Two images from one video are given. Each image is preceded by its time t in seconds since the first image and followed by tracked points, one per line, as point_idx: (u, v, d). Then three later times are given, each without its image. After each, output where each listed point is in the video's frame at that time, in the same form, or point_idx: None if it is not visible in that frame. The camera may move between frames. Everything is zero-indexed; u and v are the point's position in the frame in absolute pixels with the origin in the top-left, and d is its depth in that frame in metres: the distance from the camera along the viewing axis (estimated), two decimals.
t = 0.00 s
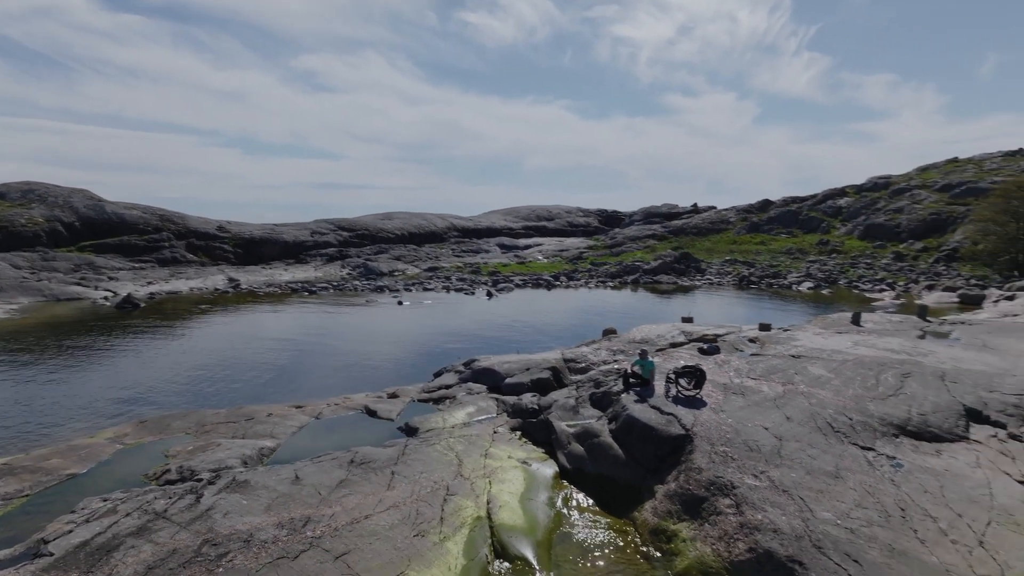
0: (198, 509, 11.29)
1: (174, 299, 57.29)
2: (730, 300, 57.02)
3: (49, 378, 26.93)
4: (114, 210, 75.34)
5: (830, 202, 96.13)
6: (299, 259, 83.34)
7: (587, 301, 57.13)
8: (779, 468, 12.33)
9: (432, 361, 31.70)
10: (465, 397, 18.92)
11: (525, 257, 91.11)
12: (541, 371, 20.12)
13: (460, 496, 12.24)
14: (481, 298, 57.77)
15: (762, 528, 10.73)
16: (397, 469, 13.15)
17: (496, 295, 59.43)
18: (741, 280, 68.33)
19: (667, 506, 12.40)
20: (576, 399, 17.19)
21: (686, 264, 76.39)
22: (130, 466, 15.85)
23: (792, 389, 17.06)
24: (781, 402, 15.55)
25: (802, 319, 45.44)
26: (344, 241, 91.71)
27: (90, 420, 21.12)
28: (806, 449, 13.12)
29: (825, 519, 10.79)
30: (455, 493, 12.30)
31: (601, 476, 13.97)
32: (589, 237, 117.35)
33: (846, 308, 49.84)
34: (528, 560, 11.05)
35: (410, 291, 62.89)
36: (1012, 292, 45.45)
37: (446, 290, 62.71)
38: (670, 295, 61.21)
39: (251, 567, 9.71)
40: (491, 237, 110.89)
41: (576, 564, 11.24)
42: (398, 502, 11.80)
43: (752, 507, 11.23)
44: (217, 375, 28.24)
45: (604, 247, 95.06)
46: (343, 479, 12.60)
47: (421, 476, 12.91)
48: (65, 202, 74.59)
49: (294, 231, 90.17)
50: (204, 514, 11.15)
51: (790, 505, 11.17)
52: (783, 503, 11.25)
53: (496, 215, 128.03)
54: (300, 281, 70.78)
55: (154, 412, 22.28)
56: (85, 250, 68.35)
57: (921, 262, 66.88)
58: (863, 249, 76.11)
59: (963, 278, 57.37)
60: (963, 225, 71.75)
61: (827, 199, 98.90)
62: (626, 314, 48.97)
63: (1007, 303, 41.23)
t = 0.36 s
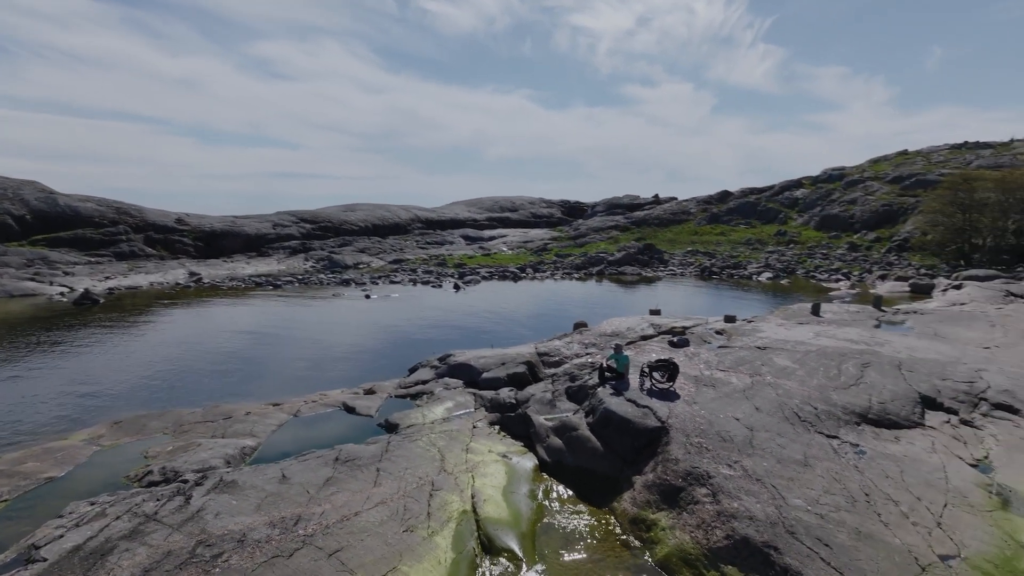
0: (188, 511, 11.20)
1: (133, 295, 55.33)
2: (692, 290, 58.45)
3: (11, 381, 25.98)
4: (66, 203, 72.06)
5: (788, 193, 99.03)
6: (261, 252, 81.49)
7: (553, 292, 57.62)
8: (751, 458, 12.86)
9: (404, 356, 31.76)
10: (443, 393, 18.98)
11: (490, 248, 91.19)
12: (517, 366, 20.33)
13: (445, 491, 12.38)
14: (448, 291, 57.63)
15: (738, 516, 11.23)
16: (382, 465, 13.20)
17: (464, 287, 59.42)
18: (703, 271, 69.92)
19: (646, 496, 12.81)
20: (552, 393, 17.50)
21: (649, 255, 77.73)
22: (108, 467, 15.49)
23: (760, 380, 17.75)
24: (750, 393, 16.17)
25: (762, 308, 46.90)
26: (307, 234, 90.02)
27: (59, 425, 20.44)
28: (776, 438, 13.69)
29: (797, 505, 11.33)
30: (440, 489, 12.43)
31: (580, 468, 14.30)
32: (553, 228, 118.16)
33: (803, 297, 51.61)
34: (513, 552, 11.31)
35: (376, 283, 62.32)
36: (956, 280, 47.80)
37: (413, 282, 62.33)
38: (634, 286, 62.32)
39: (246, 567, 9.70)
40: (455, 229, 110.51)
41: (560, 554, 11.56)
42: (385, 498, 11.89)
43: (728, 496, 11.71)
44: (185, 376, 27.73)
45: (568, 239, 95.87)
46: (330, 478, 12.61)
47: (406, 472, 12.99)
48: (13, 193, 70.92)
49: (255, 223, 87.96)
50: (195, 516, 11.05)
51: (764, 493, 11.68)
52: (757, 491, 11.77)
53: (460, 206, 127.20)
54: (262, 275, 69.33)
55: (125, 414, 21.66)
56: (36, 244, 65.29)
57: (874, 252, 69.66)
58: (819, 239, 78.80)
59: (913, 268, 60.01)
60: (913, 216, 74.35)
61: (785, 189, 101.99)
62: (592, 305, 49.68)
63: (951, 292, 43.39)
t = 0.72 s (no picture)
0: (190, 512, 11.15)
1: (105, 290, 54.01)
2: (667, 282, 59.28)
3: None
4: (33, 196, 69.79)
5: (761, 186, 100.68)
6: (235, 246, 80.15)
7: (530, 285, 57.90)
8: (737, 451, 13.21)
9: (386, 351, 31.69)
10: (432, 390, 19.05)
11: (466, 240, 91.12)
12: (504, 362, 20.49)
13: (440, 488, 12.50)
14: (427, 284, 57.44)
15: (727, 508, 11.55)
16: (377, 463, 13.26)
17: (443, 280, 59.33)
18: (679, 263, 70.85)
19: (636, 490, 13.09)
20: (540, 389, 17.70)
21: (626, 248, 78.43)
22: (100, 468, 15.29)
23: (742, 374, 18.19)
24: (733, 388, 16.57)
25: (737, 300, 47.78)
26: (283, 227, 88.77)
27: (42, 427, 20.02)
28: (759, 431, 14.08)
29: (783, 497, 11.69)
30: (435, 486, 12.54)
31: (570, 463, 14.54)
32: (529, 220, 118.38)
33: (776, 289, 52.71)
34: (508, 546, 11.49)
35: (354, 277, 61.78)
36: (924, 272, 49.30)
37: (391, 275, 62.00)
38: (611, 278, 62.93)
39: (252, 567, 9.74)
40: (431, 221, 110.03)
41: (554, 548, 11.81)
42: (382, 496, 11.97)
43: (716, 489, 12.04)
44: (167, 373, 27.35)
45: (545, 231, 96.24)
46: (327, 477, 12.64)
47: (401, 469, 13.06)
48: None
49: (229, 216, 86.33)
50: (197, 517, 11.02)
51: (750, 486, 12.03)
52: (744, 484, 12.09)
53: (435, 198, 126.40)
54: (238, 269, 68.34)
55: (112, 416, 21.30)
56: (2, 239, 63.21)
57: (844, 244, 71.35)
58: (791, 231, 80.39)
59: (882, 259, 61.64)
60: (881, 208, 76.11)
61: (758, 182, 104.19)
62: (570, 298, 50.15)
63: (919, 284, 44.81)
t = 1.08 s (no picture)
0: (195, 515, 11.12)
1: (82, 286, 52.87)
2: (647, 275, 59.87)
3: None
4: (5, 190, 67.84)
5: (738, 179, 101.82)
6: (215, 241, 78.95)
7: (512, 279, 58.05)
8: (727, 447, 13.49)
9: (375, 347, 31.72)
10: (424, 388, 19.08)
11: (447, 234, 90.88)
12: (495, 359, 20.57)
13: (438, 487, 12.58)
14: (410, 278, 57.21)
15: (721, 504, 11.82)
16: (376, 463, 13.30)
17: (426, 274, 59.19)
18: (660, 257, 71.48)
19: (630, 486, 13.33)
20: (531, 386, 17.85)
21: (607, 241, 78.87)
22: (96, 471, 15.12)
23: (729, 371, 18.53)
24: (721, 384, 16.88)
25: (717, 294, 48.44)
26: (263, 221, 87.62)
27: (30, 429, 19.66)
28: (748, 427, 14.38)
29: (774, 492, 11.97)
30: (433, 485, 12.62)
31: (564, 460, 14.74)
32: (510, 213, 118.44)
33: (755, 282, 53.49)
34: (508, 544, 11.66)
35: (336, 272, 61.30)
36: (899, 265, 50.56)
37: (373, 269, 61.65)
38: (592, 271, 63.32)
39: (260, 569, 9.80)
40: (411, 214, 109.41)
41: (552, 546, 12.00)
42: (383, 496, 12.02)
43: (709, 486, 12.29)
44: (152, 372, 26.91)
45: (526, 224, 96.37)
46: (328, 478, 12.66)
47: (399, 468, 13.12)
48: None
49: (207, 210, 84.89)
50: (202, 520, 10.99)
51: (742, 481, 12.31)
52: (736, 480, 12.37)
53: (415, 191, 125.53)
54: (218, 265, 67.42)
55: (102, 417, 20.99)
56: None
57: (821, 237, 72.61)
58: (769, 224, 81.57)
59: (858, 252, 62.88)
60: (856, 201, 77.47)
61: (735, 175, 105.40)
62: (552, 292, 50.42)
63: (894, 277, 45.86)
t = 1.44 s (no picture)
0: (201, 520, 11.08)
1: (59, 284, 51.70)
2: (629, 269, 60.28)
3: None
4: None
5: (717, 172, 102.70)
6: (194, 236, 77.69)
7: (495, 273, 58.07)
8: (720, 445, 13.72)
9: (365, 344, 31.70)
10: (417, 388, 19.09)
11: (429, 227, 90.48)
12: (487, 358, 20.64)
13: (438, 487, 12.66)
14: (393, 273, 56.80)
15: (716, 501, 12.05)
16: (376, 464, 13.32)
17: (410, 269, 58.89)
18: (642, 251, 71.91)
19: (626, 484, 13.51)
20: (524, 385, 17.97)
21: (589, 235, 79.10)
22: (93, 475, 14.94)
23: (717, 368, 18.83)
24: (710, 381, 17.15)
25: (699, 288, 48.95)
26: (243, 216, 86.30)
27: (19, 432, 19.31)
28: (739, 425, 14.63)
29: (767, 489, 12.23)
30: (433, 485, 12.69)
31: (559, 459, 14.89)
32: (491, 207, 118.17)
33: (735, 276, 54.09)
34: (509, 542, 11.79)
35: (319, 267, 60.71)
36: (876, 258, 51.70)
37: (356, 264, 61.15)
38: (574, 266, 63.61)
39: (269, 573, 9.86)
40: (392, 208, 108.55)
41: (551, 544, 12.18)
42: (385, 498, 12.08)
43: (704, 483, 12.51)
44: (137, 370, 26.55)
45: (507, 217, 96.28)
46: (329, 480, 12.67)
47: (399, 470, 13.15)
48: None
49: (185, 205, 83.30)
50: (208, 525, 10.96)
51: (736, 479, 12.54)
52: (730, 477, 12.61)
53: (395, 183, 124.36)
54: (197, 260, 66.37)
55: (93, 420, 20.69)
56: None
57: (799, 231, 73.62)
58: (748, 218, 82.50)
59: (835, 245, 63.90)
60: (833, 195, 78.62)
61: (714, 168, 106.07)
62: (536, 287, 50.58)
63: (871, 271, 46.76)
